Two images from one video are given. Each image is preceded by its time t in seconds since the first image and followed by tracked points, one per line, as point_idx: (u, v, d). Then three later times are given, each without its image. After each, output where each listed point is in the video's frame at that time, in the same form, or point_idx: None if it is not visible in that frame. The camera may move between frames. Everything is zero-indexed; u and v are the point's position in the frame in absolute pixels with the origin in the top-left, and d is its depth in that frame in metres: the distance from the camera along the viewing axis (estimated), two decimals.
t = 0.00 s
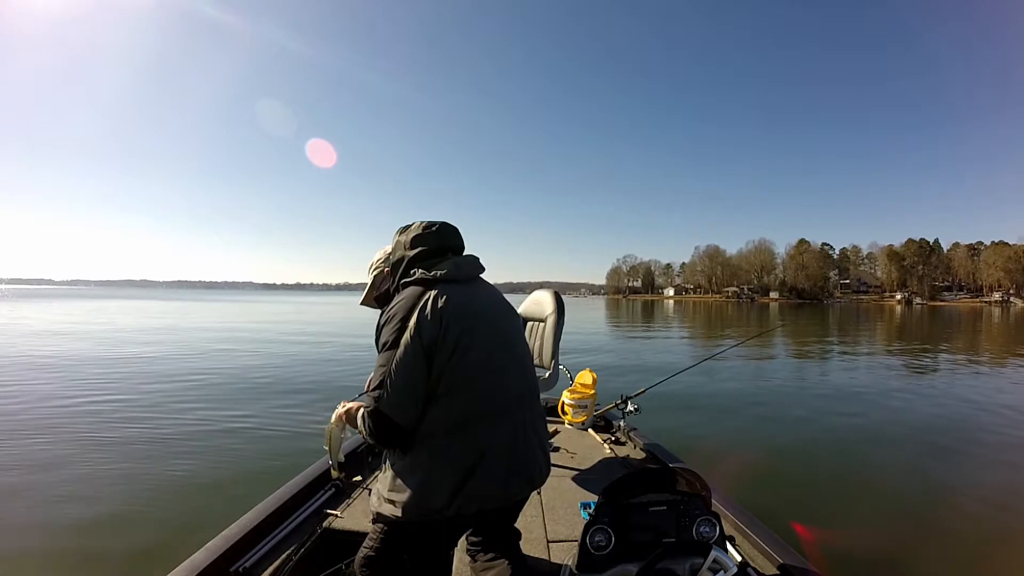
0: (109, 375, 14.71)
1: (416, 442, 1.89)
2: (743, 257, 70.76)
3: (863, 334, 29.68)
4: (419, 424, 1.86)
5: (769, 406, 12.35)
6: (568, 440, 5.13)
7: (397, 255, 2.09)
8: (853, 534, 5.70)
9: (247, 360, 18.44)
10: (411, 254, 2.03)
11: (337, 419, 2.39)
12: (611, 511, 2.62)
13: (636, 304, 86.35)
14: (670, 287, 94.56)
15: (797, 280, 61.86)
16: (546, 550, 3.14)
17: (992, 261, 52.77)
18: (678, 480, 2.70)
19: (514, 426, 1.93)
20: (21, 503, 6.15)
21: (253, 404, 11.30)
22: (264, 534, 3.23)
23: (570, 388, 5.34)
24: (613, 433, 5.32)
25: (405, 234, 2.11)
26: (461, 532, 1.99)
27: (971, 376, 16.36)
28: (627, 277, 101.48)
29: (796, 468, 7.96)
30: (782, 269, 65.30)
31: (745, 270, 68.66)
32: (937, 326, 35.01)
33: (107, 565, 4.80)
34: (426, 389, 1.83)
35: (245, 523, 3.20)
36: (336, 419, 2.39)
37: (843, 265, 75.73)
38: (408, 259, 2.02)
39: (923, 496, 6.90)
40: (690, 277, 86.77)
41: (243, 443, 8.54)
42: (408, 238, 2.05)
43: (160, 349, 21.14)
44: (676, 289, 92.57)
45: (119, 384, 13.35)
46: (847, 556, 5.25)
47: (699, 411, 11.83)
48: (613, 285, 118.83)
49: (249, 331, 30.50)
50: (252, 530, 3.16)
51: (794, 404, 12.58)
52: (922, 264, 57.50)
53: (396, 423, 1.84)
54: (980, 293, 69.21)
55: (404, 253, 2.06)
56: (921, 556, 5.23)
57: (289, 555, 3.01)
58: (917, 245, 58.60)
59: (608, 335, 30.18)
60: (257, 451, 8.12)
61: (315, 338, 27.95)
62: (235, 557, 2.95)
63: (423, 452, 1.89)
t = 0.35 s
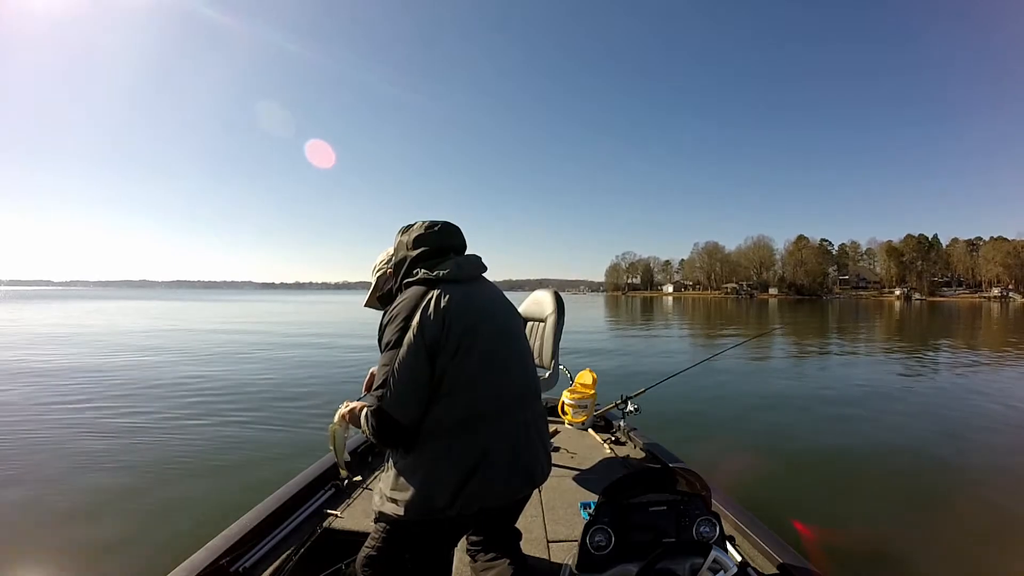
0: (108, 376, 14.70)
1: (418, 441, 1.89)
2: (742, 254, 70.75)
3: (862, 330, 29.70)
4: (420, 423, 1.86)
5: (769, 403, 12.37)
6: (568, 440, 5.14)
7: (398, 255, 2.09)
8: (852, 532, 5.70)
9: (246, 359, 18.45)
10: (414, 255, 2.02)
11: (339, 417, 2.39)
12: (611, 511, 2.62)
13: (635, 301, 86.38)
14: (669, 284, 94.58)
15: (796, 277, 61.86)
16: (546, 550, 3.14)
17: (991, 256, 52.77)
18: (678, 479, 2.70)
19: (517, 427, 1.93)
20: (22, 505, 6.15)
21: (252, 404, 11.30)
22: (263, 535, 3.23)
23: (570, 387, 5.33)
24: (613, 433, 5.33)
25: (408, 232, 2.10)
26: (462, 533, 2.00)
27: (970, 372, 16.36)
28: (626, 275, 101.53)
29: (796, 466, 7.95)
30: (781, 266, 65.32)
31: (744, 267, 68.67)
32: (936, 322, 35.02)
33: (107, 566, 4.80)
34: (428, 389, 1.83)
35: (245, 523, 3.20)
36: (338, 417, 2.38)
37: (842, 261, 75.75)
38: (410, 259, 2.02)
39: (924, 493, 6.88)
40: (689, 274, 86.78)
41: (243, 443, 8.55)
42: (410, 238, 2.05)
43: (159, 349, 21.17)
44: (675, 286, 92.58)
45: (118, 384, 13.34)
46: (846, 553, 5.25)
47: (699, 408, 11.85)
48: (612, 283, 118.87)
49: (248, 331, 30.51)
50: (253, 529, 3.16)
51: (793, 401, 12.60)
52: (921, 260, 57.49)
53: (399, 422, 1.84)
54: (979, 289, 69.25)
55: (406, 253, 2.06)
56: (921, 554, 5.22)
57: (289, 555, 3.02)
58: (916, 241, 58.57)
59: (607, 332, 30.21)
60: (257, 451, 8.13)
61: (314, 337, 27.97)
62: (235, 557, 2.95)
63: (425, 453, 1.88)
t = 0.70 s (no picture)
0: (107, 374, 14.69)
1: (420, 441, 1.89)
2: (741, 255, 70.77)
3: (860, 331, 29.74)
4: (422, 423, 1.86)
5: (768, 404, 12.37)
6: (567, 440, 5.14)
7: (403, 255, 2.09)
8: (852, 533, 5.70)
9: (245, 358, 18.42)
10: (418, 255, 2.02)
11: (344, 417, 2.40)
12: (611, 511, 2.61)
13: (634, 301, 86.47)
14: (668, 284, 94.60)
15: (795, 278, 61.90)
16: (545, 550, 3.14)
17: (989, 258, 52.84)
18: (678, 479, 2.70)
19: (518, 427, 1.92)
20: (20, 501, 6.13)
21: (251, 402, 11.30)
22: (263, 535, 3.23)
23: (570, 388, 5.33)
24: (613, 433, 5.33)
25: (412, 233, 2.10)
26: (464, 532, 2.00)
27: (969, 373, 16.39)
28: (625, 275, 101.56)
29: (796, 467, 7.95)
30: (780, 266, 65.37)
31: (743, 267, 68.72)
32: (934, 324, 35.03)
33: (107, 565, 4.79)
34: (430, 389, 1.83)
35: (245, 523, 3.20)
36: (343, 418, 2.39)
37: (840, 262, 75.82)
38: (414, 259, 2.02)
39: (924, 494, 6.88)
40: (687, 275, 86.84)
41: (242, 442, 8.55)
42: (415, 238, 2.05)
43: (158, 347, 21.14)
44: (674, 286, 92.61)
45: (116, 381, 13.33)
46: (846, 554, 5.24)
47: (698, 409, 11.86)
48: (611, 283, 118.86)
49: (246, 329, 30.45)
50: (253, 529, 3.16)
51: (792, 402, 12.61)
52: (919, 261, 57.55)
53: (401, 421, 1.84)
54: (977, 290, 69.32)
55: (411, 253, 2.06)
56: (921, 555, 5.22)
57: (289, 555, 3.02)
58: (915, 242, 58.61)
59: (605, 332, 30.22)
60: (255, 450, 8.13)
61: (312, 335, 27.92)
62: (235, 557, 2.95)
63: (428, 453, 1.89)
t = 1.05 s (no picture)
0: (105, 374, 14.67)
1: (419, 439, 1.89)
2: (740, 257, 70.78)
3: (858, 333, 29.77)
4: (421, 421, 1.86)
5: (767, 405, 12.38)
6: (567, 440, 5.14)
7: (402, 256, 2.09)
8: (853, 534, 5.68)
9: (244, 358, 18.40)
10: (417, 255, 2.02)
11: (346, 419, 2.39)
12: (611, 511, 2.61)
13: (633, 302, 86.50)
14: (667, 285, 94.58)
15: (793, 279, 61.92)
16: (546, 550, 3.14)
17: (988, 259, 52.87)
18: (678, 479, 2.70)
19: (517, 426, 1.92)
20: (19, 500, 6.13)
21: (250, 403, 11.29)
22: (263, 535, 3.22)
23: (570, 387, 5.33)
24: (613, 433, 5.33)
25: (412, 233, 2.10)
26: (464, 531, 1.99)
27: (968, 375, 16.39)
28: (625, 276, 101.57)
29: (796, 468, 7.95)
30: (778, 267, 65.42)
31: (741, 268, 68.82)
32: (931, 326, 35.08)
33: (106, 564, 4.80)
34: (428, 387, 1.83)
35: (245, 523, 3.19)
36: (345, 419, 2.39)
37: (839, 263, 75.90)
38: (413, 260, 2.02)
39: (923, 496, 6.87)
40: (686, 276, 86.88)
41: (241, 442, 8.54)
42: (414, 238, 2.05)
43: (156, 348, 21.12)
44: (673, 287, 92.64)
45: (115, 382, 13.33)
46: (847, 556, 5.23)
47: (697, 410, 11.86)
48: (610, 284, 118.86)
49: (244, 330, 30.43)
50: (253, 529, 3.16)
51: (791, 403, 12.61)
52: (918, 263, 57.59)
53: (399, 420, 1.84)
54: (976, 292, 69.38)
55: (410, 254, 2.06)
56: (922, 557, 5.20)
57: (289, 555, 3.02)
58: (914, 244, 58.66)
59: (604, 334, 30.23)
60: (254, 450, 8.12)
61: (311, 336, 27.90)
62: (235, 557, 2.94)
63: (426, 452, 1.88)
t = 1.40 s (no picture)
0: (105, 378, 14.67)
1: (416, 440, 1.90)
2: (738, 257, 70.88)
3: (857, 332, 29.73)
4: (418, 420, 1.87)
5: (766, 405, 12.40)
6: (567, 440, 5.14)
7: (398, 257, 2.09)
8: (854, 533, 5.67)
9: (243, 361, 18.41)
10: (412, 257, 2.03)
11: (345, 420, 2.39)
12: (611, 511, 2.61)
13: (632, 303, 86.54)
14: (666, 286, 94.66)
15: (792, 279, 61.98)
16: (546, 550, 3.14)
17: (987, 258, 52.86)
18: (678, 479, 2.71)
19: (514, 424, 1.93)
20: (19, 504, 6.15)
21: (249, 405, 11.28)
22: (263, 534, 3.23)
23: (570, 388, 5.34)
24: (613, 433, 5.34)
25: (408, 235, 2.10)
26: (463, 529, 2.00)
27: (967, 374, 16.38)
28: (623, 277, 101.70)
29: (795, 467, 7.97)
30: (777, 268, 65.46)
31: (740, 269, 68.88)
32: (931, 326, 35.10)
33: (108, 566, 4.81)
34: (425, 387, 1.84)
35: (245, 523, 3.20)
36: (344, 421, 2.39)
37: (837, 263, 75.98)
38: (409, 261, 2.02)
39: (924, 495, 6.86)
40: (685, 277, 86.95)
41: (242, 444, 8.56)
42: (409, 238, 2.05)
43: (156, 352, 21.13)
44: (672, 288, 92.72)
45: (115, 386, 13.33)
46: (848, 555, 5.22)
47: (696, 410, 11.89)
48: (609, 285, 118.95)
49: (244, 333, 30.47)
50: (253, 529, 3.16)
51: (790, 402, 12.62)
52: (916, 262, 57.63)
53: (397, 419, 1.84)
54: (975, 290, 69.42)
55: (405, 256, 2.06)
56: (923, 556, 5.19)
57: (289, 555, 3.02)
58: (912, 243, 58.67)
59: (604, 335, 30.25)
60: (254, 453, 8.13)
61: (311, 339, 27.89)
62: (235, 557, 2.95)
63: (424, 452, 1.89)
